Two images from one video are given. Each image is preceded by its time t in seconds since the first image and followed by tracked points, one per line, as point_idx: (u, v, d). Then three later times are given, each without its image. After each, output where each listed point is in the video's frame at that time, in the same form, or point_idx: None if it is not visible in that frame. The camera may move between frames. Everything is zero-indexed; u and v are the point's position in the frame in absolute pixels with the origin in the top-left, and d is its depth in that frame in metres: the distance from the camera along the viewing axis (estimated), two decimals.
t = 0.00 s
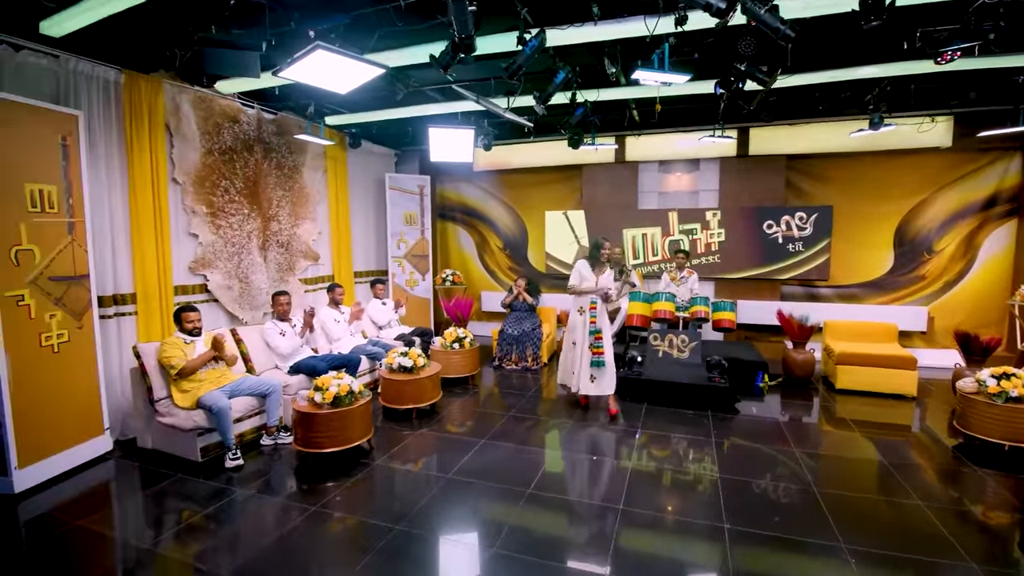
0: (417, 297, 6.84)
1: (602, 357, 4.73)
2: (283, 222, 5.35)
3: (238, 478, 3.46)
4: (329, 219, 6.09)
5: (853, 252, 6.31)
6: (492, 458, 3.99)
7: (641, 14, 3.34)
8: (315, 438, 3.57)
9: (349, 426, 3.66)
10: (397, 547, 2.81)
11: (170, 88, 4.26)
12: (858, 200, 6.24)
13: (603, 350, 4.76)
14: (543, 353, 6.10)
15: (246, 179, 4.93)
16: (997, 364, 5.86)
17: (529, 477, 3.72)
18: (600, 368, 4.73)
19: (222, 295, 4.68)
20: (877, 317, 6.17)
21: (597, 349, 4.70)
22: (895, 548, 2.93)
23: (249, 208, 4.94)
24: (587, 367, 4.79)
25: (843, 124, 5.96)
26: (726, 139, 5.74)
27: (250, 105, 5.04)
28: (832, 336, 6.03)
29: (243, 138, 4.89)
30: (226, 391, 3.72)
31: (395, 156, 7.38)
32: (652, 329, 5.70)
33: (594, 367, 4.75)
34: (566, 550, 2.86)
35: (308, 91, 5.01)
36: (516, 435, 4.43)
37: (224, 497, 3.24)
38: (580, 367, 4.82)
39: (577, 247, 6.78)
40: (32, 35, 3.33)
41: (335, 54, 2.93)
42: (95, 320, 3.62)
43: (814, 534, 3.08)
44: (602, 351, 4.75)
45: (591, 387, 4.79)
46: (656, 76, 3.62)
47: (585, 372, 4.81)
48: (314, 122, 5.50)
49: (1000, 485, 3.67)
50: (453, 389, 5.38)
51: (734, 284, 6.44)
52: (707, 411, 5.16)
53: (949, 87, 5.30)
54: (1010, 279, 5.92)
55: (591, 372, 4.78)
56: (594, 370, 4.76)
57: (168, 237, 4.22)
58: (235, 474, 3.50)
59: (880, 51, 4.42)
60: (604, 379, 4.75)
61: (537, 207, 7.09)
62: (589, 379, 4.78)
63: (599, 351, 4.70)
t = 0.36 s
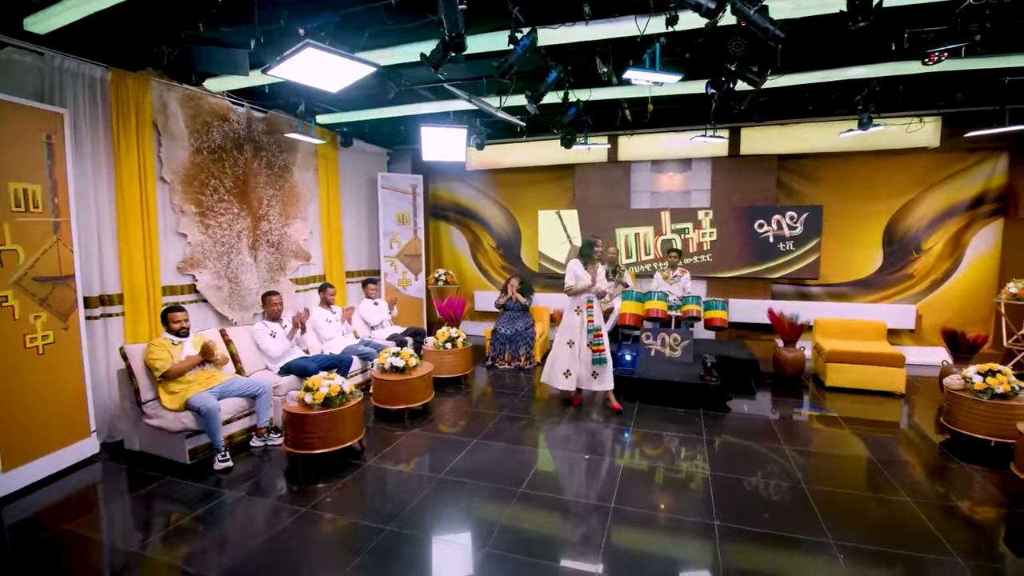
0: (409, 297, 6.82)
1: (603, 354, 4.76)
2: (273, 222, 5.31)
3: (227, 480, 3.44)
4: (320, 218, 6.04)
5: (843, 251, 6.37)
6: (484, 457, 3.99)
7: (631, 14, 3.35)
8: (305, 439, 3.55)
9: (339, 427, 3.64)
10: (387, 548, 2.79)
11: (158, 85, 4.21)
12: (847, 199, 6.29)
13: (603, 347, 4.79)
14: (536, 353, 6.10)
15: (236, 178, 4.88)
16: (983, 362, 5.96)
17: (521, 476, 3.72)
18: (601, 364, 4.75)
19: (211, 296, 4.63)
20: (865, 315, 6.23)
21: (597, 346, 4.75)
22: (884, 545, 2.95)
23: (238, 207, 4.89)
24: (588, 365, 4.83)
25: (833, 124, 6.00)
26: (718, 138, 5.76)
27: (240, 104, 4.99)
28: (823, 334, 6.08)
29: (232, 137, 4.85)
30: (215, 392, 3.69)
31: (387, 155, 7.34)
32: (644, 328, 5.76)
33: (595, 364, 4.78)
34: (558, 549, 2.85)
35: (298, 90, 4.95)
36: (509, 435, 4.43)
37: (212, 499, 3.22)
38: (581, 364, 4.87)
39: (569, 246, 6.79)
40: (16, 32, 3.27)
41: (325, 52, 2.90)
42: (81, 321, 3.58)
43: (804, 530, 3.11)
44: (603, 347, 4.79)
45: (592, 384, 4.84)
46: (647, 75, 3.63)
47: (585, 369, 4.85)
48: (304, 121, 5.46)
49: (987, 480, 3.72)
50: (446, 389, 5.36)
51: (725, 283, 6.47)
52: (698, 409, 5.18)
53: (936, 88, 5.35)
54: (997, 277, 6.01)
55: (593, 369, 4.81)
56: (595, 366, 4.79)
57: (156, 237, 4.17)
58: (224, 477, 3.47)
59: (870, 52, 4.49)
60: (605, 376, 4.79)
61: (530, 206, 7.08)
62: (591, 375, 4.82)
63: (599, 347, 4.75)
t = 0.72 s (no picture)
0: (388, 296, 6.75)
1: (592, 354, 4.92)
2: (246, 221, 5.21)
3: (199, 485, 3.37)
4: (295, 218, 5.95)
5: (818, 250, 6.50)
6: (463, 457, 3.97)
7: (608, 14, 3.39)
8: (278, 444, 3.50)
9: (313, 430, 3.60)
10: (361, 553, 2.75)
11: (125, 81, 4.10)
12: (821, 200, 6.43)
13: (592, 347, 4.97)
14: (516, 352, 6.09)
15: (207, 176, 4.78)
16: (949, 357, 6.16)
17: (498, 476, 3.72)
18: (590, 364, 4.90)
19: (182, 296, 4.53)
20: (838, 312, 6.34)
21: (587, 346, 4.90)
22: (855, 539, 3.01)
23: (210, 205, 4.79)
24: (576, 364, 4.95)
25: (808, 125, 6.12)
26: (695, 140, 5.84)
27: (212, 100, 4.90)
28: (796, 331, 6.16)
29: (203, 134, 4.75)
30: (184, 395, 3.61)
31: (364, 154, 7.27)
32: (623, 327, 5.87)
33: (584, 363, 4.92)
34: (537, 547, 2.87)
35: (271, 85, 4.88)
36: (489, 435, 4.42)
37: (182, 504, 3.15)
38: (570, 364, 4.96)
39: (548, 246, 6.78)
40: None
41: (298, 49, 2.86)
42: (43, 322, 3.46)
43: (775, 524, 3.17)
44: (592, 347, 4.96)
45: (579, 383, 4.97)
46: (622, 75, 3.70)
47: (574, 368, 4.96)
48: (279, 118, 5.36)
49: (952, 471, 3.85)
50: (425, 390, 5.33)
51: (703, 282, 6.56)
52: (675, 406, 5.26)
53: (906, 91, 5.50)
54: (962, 275, 6.24)
55: (582, 368, 4.93)
56: (584, 365, 4.93)
57: (122, 237, 4.06)
58: (195, 482, 3.41)
59: (838, 56, 4.61)
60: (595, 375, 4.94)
61: (510, 205, 7.08)
62: (579, 374, 4.93)
63: (589, 347, 4.90)
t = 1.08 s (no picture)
0: (391, 298, 6.14)
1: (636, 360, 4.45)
2: (227, 212, 4.57)
3: (170, 514, 3.05)
4: (285, 209, 5.29)
5: (861, 244, 5.99)
6: (478, 478, 3.59)
7: None
8: (263, 464, 3.24)
9: (304, 449, 3.33)
10: None
11: (82, 51, 3.52)
12: (863, 190, 5.92)
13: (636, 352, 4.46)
14: (536, 358, 5.53)
15: (181, 161, 4.15)
16: (1002, 358, 5.63)
17: (514, 498, 3.38)
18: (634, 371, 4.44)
19: (150, 300, 3.92)
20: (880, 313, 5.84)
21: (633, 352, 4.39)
22: (900, 557, 2.84)
23: (184, 195, 4.16)
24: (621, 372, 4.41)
25: (851, 108, 5.60)
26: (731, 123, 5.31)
27: (186, 75, 4.28)
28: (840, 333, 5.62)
29: (176, 113, 4.12)
30: (154, 413, 3.25)
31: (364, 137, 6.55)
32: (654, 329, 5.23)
33: (629, 370, 4.42)
34: None
35: (253, 58, 4.27)
36: (508, 451, 4.00)
37: (153, 536, 2.84)
38: (615, 373, 4.39)
39: (571, 240, 6.21)
40: None
41: (285, 18, 2.62)
42: None
43: (814, 541, 2.98)
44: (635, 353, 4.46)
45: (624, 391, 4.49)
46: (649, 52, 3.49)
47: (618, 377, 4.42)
48: (265, 96, 4.72)
49: (1003, 483, 3.66)
50: (434, 401, 4.77)
51: (738, 279, 6.03)
52: (711, 416, 4.73)
53: (956, 74, 5.06)
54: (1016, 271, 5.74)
55: (625, 376, 4.43)
56: (627, 373, 4.44)
57: (80, 232, 3.48)
58: (166, 511, 3.07)
59: (883, 36, 4.19)
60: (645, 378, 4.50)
61: (528, 196, 6.52)
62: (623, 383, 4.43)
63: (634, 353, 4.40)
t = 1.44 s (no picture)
0: (357, 298, 6.05)
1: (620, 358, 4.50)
2: (182, 211, 4.42)
3: (121, 524, 2.93)
4: (244, 207, 5.15)
5: (823, 243, 6.14)
6: (445, 480, 3.56)
7: None
8: (219, 471, 3.14)
9: (263, 454, 3.24)
10: None
11: (23, 42, 3.33)
12: (825, 189, 6.06)
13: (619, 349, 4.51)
14: (506, 359, 5.50)
15: (131, 158, 4.00)
16: (956, 352, 5.85)
17: (481, 498, 3.36)
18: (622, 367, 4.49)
19: (100, 303, 3.77)
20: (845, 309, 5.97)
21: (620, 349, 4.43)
22: (860, 546, 2.91)
23: (135, 193, 4.01)
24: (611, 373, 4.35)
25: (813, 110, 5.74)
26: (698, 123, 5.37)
27: (137, 68, 4.12)
28: (803, 330, 5.75)
29: (125, 108, 3.97)
30: (102, 420, 3.12)
31: (329, 135, 6.42)
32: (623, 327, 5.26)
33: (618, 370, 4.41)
34: None
35: (207, 53, 4.16)
36: (478, 452, 3.97)
37: (102, 548, 2.72)
38: (609, 374, 4.31)
39: (540, 240, 6.20)
40: None
41: (238, 10, 2.56)
42: None
43: (775, 533, 3.03)
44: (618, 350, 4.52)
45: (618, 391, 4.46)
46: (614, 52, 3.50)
47: (611, 378, 4.34)
48: (221, 91, 4.62)
49: (957, 472, 3.80)
50: (399, 404, 4.70)
51: (706, 277, 6.10)
52: (678, 412, 4.78)
53: (912, 77, 5.22)
54: (969, 267, 5.98)
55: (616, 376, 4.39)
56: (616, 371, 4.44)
57: (22, 233, 3.30)
58: (116, 521, 2.95)
59: (841, 39, 4.30)
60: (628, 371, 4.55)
61: (497, 195, 6.48)
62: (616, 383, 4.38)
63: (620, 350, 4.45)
